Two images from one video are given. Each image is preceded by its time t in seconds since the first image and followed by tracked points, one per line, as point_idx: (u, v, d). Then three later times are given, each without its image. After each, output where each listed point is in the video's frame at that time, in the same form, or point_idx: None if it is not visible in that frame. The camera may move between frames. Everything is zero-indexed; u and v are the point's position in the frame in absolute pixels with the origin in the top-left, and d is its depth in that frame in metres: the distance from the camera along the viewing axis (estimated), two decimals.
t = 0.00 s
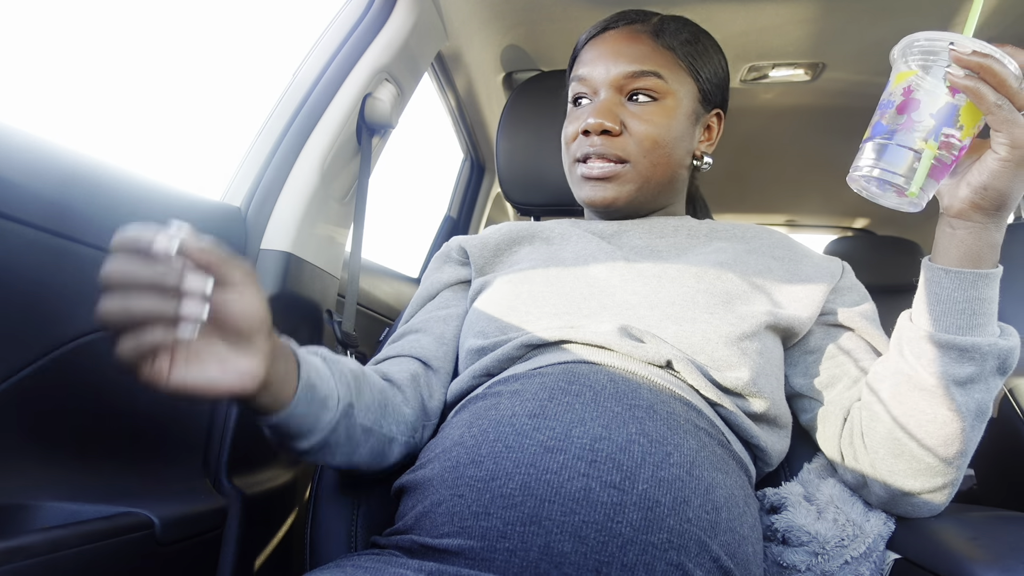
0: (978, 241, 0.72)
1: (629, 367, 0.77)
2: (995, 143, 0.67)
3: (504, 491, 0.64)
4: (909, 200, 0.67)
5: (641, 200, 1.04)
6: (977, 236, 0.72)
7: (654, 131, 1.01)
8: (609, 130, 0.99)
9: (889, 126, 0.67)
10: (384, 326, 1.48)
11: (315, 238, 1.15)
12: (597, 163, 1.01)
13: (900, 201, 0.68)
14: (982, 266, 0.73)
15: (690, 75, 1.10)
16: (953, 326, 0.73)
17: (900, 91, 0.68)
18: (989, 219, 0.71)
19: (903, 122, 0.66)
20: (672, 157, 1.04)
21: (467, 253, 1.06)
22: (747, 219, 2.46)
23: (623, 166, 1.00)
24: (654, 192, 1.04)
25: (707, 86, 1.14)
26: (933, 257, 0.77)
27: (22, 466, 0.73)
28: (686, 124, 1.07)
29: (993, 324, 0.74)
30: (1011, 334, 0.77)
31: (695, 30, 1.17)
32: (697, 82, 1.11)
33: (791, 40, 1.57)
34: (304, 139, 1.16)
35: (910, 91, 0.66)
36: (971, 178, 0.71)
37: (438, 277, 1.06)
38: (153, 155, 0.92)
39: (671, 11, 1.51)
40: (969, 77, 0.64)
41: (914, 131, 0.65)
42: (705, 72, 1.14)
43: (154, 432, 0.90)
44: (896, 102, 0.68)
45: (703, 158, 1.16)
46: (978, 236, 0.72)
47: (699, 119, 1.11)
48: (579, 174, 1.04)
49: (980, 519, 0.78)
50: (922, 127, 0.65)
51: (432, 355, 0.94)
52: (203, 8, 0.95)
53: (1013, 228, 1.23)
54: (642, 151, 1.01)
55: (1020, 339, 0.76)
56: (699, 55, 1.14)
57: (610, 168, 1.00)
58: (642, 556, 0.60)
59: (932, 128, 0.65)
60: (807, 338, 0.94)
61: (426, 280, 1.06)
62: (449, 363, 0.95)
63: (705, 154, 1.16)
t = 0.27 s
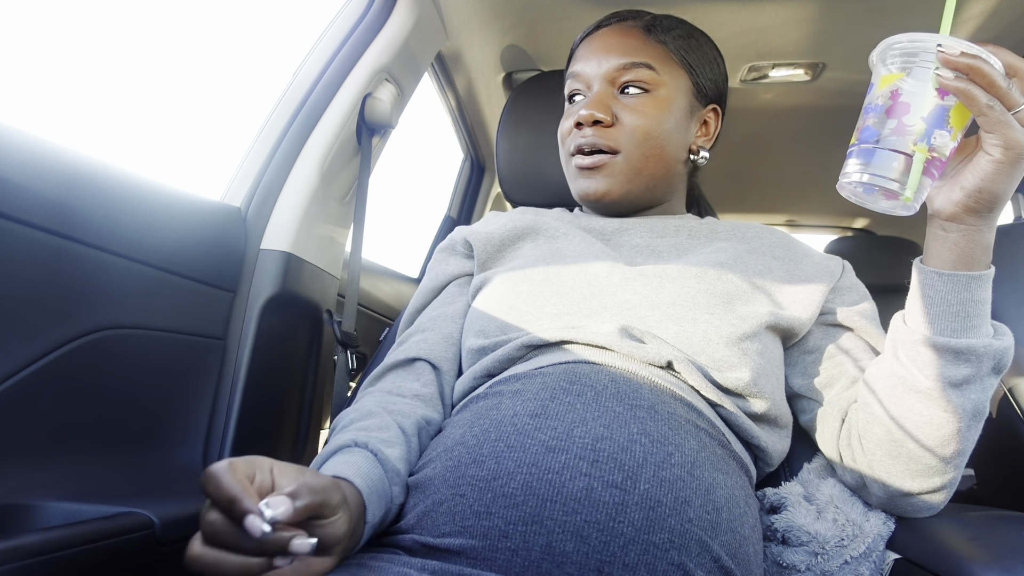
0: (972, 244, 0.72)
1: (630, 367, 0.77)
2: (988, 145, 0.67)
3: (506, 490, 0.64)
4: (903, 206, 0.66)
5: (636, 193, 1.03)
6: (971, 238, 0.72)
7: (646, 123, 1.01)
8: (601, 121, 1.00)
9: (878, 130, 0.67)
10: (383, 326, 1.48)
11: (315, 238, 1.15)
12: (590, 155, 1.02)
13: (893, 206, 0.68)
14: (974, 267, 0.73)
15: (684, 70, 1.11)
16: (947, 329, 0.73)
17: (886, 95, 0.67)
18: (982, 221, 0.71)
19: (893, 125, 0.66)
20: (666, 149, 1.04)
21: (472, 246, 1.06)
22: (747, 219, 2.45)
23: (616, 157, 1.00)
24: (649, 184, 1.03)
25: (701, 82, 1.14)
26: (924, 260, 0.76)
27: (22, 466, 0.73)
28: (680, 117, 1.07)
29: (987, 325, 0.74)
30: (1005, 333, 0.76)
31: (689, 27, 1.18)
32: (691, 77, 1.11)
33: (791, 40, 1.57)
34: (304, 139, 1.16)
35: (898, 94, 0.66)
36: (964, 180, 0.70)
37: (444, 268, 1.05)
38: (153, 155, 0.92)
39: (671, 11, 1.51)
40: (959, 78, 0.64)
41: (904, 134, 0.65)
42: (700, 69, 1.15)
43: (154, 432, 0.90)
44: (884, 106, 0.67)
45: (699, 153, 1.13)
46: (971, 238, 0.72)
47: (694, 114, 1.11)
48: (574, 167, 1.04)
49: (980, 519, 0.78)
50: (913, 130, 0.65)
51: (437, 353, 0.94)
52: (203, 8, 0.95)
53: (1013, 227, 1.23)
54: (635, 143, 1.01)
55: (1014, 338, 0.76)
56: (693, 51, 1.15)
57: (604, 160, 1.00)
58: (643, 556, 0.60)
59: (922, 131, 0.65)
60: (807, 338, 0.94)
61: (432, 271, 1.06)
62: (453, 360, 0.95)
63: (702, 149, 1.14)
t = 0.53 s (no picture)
0: (974, 242, 0.72)
1: (631, 365, 0.77)
2: (988, 142, 0.68)
3: (504, 489, 0.64)
4: (910, 207, 0.67)
5: (641, 192, 1.03)
6: (973, 237, 0.72)
7: (653, 124, 1.02)
8: (608, 122, 1.00)
9: (881, 134, 0.66)
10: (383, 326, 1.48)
11: (315, 238, 1.15)
12: (597, 156, 1.01)
13: (898, 207, 0.68)
14: (975, 266, 0.73)
15: (688, 71, 1.11)
16: (950, 327, 0.73)
17: (884, 98, 0.66)
18: (984, 220, 0.71)
19: (896, 129, 0.65)
20: (672, 149, 1.04)
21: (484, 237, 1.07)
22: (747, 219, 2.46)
23: (624, 157, 1.00)
24: (654, 184, 1.03)
25: (705, 82, 1.14)
26: (924, 260, 0.75)
27: (22, 465, 0.73)
28: (685, 118, 1.07)
29: (987, 323, 0.74)
30: (1004, 331, 0.77)
31: (692, 29, 1.18)
32: (695, 78, 1.12)
33: (791, 40, 1.57)
34: (304, 139, 1.16)
35: (898, 98, 0.65)
36: (965, 180, 0.70)
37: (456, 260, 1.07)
38: (153, 155, 0.92)
39: (671, 11, 1.51)
40: (958, 79, 0.64)
41: (907, 137, 0.64)
42: (703, 70, 1.15)
43: (154, 432, 0.90)
44: (884, 109, 0.66)
45: (705, 153, 1.14)
46: (973, 237, 0.72)
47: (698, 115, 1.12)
48: (580, 167, 1.04)
49: (980, 519, 0.78)
50: (916, 133, 0.64)
51: (447, 346, 0.95)
52: (203, 8, 0.95)
53: (1014, 227, 1.23)
54: (641, 143, 1.01)
55: (1012, 335, 0.76)
56: (696, 52, 1.15)
57: (610, 160, 1.00)
58: (641, 557, 0.60)
59: (924, 132, 0.65)
60: (810, 338, 0.95)
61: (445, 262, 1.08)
62: (462, 353, 0.96)
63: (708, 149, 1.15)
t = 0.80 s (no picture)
0: (981, 240, 0.72)
1: (627, 363, 0.77)
2: (995, 142, 0.68)
3: (497, 487, 0.63)
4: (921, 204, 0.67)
5: (645, 192, 1.03)
6: (980, 235, 0.72)
7: (652, 123, 1.01)
8: (608, 122, 1.00)
9: (889, 133, 0.65)
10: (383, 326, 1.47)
11: (315, 238, 1.15)
12: (599, 157, 1.01)
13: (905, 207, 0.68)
14: (979, 263, 0.73)
15: (688, 71, 1.11)
16: (954, 325, 0.73)
17: (892, 98, 0.66)
18: (992, 218, 0.71)
19: (905, 128, 0.64)
20: (673, 149, 1.04)
21: (493, 230, 1.08)
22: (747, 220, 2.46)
23: (626, 157, 1.00)
24: (657, 183, 1.03)
25: (705, 82, 1.14)
26: (929, 259, 0.76)
27: (21, 465, 0.73)
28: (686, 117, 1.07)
29: (990, 321, 0.74)
30: (1006, 330, 0.77)
31: (690, 29, 1.18)
32: (694, 79, 1.12)
33: (792, 40, 1.57)
34: (304, 139, 1.16)
35: (906, 97, 0.65)
36: (972, 179, 0.71)
37: (465, 251, 1.08)
38: (153, 155, 0.92)
39: (671, 11, 1.51)
40: (963, 79, 0.64)
41: (916, 136, 0.64)
42: (702, 70, 1.14)
43: (153, 432, 0.90)
44: (891, 109, 0.66)
45: (705, 152, 1.14)
46: (980, 235, 0.72)
47: (699, 114, 1.11)
48: (583, 169, 1.04)
49: (981, 518, 0.78)
50: (925, 132, 0.64)
51: (449, 333, 0.96)
52: (203, 8, 0.95)
53: (1015, 227, 1.23)
54: (643, 142, 1.01)
55: (1014, 335, 0.76)
56: (695, 52, 1.15)
57: (613, 160, 1.00)
58: (634, 554, 0.59)
59: (932, 131, 0.64)
60: (812, 338, 0.95)
61: (454, 252, 1.09)
62: (464, 341, 0.97)
63: (709, 147, 1.15)
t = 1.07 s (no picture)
0: (965, 238, 0.73)
1: (618, 363, 0.78)
2: (968, 142, 0.69)
3: (494, 486, 0.63)
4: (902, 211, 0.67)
5: (639, 194, 1.03)
6: (964, 233, 0.73)
7: (645, 125, 1.01)
8: (601, 123, 1.00)
9: (863, 143, 0.66)
10: (383, 326, 1.47)
11: (315, 238, 1.15)
12: (593, 160, 1.01)
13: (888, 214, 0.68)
14: (966, 259, 0.73)
15: (686, 73, 1.11)
16: (948, 321, 0.73)
17: (862, 109, 0.67)
18: (974, 216, 0.72)
19: (878, 137, 0.65)
20: (668, 151, 1.03)
21: (494, 236, 1.08)
22: (747, 220, 2.46)
23: (618, 159, 1.00)
24: (651, 185, 1.03)
25: (703, 83, 1.14)
26: (915, 260, 0.76)
27: (21, 465, 0.73)
28: (681, 119, 1.07)
29: (981, 316, 0.74)
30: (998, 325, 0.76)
31: (688, 31, 1.18)
32: (692, 80, 1.12)
33: (792, 40, 1.57)
34: (304, 139, 1.16)
35: (876, 107, 0.66)
36: (948, 179, 0.71)
37: (466, 254, 1.07)
38: (153, 155, 0.92)
39: (671, 11, 1.51)
40: (928, 84, 0.66)
41: (890, 144, 0.64)
42: (700, 71, 1.15)
43: (153, 432, 0.90)
44: (862, 120, 0.66)
45: (703, 153, 1.12)
46: (963, 233, 0.73)
47: (696, 116, 1.11)
48: (579, 172, 1.04)
49: (981, 519, 0.78)
50: (898, 139, 0.65)
51: (448, 334, 0.95)
52: (203, 8, 0.95)
53: (1015, 228, 1.24)
54: (636, 143, 1.00)
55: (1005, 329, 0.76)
56: (693, 54, 1.15)
57: (606, 161, 1.00)
58: (632, 549, 0.59)
59: (905, 139, 0.65)
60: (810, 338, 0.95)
61: (455, 256, 1.08)
62: (462, 342, 0.96)
63: (707, 148, 1.13)
